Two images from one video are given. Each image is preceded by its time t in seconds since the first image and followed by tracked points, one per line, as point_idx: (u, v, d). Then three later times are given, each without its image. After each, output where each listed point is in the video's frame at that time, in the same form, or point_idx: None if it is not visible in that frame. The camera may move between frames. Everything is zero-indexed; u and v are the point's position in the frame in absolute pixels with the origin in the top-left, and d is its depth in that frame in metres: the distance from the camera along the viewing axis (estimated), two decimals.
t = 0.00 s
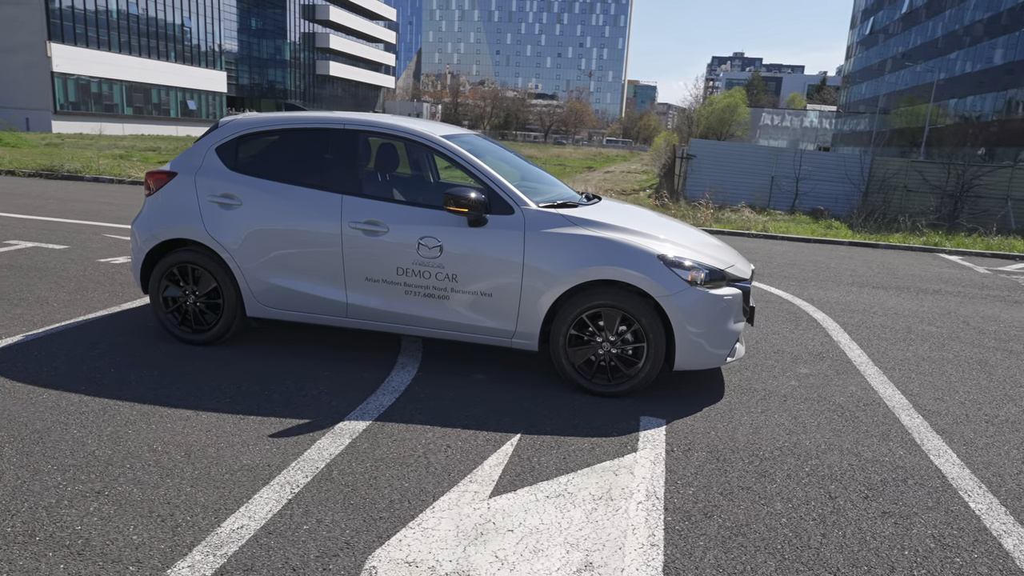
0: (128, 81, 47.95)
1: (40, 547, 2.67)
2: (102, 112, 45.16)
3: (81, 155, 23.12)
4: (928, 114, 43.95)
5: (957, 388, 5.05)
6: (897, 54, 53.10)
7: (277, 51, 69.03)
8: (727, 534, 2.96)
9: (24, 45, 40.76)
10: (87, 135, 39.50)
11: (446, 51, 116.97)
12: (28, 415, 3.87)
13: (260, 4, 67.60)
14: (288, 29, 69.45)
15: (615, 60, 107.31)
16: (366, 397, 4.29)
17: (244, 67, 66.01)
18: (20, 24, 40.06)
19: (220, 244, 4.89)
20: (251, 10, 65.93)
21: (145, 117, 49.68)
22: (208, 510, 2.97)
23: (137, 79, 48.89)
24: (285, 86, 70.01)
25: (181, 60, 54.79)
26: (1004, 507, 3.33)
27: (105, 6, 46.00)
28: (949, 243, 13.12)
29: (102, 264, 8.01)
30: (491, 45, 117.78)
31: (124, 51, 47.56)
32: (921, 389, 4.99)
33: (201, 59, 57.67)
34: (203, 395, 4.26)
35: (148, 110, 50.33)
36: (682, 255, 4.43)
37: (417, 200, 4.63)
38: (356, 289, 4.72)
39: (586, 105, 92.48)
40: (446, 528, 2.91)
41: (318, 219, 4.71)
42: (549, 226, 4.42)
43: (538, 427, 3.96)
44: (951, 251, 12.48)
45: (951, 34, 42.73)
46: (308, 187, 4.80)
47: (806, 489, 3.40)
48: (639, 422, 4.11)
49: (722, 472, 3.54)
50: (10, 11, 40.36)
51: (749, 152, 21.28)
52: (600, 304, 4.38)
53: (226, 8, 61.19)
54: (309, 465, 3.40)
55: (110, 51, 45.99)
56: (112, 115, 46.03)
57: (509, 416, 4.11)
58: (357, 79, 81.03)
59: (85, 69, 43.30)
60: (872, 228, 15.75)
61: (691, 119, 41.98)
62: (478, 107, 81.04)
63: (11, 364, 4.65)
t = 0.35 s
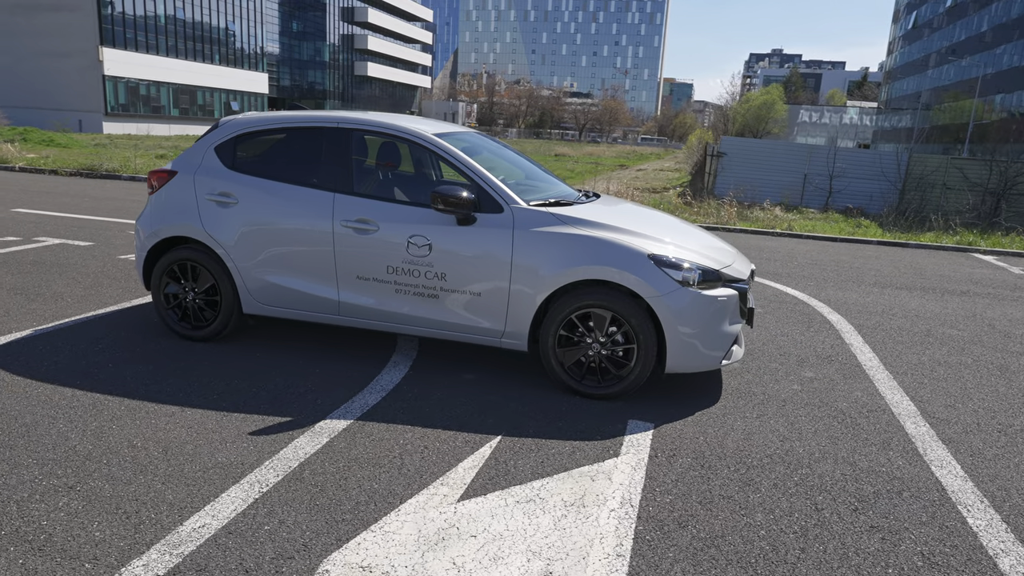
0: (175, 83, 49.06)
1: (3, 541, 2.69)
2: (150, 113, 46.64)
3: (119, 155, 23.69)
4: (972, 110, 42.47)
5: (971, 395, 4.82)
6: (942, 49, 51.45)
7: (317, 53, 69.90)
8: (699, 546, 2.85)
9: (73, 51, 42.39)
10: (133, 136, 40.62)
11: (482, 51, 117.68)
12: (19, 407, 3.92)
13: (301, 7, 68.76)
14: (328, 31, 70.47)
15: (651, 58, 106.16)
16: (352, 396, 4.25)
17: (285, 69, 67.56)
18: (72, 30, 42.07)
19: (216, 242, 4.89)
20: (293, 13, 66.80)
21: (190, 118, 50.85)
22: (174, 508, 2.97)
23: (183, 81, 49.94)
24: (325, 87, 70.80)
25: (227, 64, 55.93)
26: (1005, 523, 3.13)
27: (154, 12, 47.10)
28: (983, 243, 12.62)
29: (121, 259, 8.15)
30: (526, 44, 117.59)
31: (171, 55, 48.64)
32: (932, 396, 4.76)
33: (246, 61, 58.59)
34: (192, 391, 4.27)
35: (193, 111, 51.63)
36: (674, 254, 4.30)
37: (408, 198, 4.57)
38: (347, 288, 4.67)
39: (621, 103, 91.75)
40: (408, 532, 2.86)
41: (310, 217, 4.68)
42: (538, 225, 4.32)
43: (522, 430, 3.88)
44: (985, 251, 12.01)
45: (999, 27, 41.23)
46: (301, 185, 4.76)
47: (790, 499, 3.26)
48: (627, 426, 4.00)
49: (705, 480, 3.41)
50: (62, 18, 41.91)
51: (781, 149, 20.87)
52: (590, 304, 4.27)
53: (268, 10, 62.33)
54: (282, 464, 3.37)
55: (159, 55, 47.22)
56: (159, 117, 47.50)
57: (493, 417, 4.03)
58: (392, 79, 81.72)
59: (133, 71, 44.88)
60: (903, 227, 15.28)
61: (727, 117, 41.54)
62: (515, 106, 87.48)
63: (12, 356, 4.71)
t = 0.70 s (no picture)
0: (214, 92, 49.92)
1: None
2: (192, 121, 48.32)
3: (156, 162, 24.38)
4: None
5: (981, 400, 4.63)
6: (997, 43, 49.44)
7: (354, 60, 70.91)
8: (663, 549, 2.79)
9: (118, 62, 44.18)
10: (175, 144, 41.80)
11: (518, 54, 118.44)
12: (19, 406, 4.10)
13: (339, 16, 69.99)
14: (364, 38, 71.63)
15: (689, 58, 104.74)
16: (339, 396, 4.30)
17: (322, 76, 67.51)
18: (118, 43, 43.45)
19: (215, 245, 5.02)
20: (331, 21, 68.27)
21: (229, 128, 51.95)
22: (145, 504, 3.06)
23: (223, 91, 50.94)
24: (361, 93, 71.76)
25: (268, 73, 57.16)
26: (993, 534, 2.98)
27: (196, 23, 48.43)
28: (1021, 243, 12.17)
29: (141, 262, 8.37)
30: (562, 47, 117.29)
31: (210, 65, 49.49)
32: (938, 401, 4.58)
33: (285, 69, 60.00)
34: (184, 390, 4.38)
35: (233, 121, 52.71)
36: (663, 252, 4.22)
37: (397, 199, 4.61)
38: (339, 289, 4.74)
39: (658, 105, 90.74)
40: (370, 530, 2.86)
41: (303, 219, 4.76)
42: (524, 224, 4.31)
43: (501, 431, 3.86)
44: None
45: None
46: (296, 188, 4.85)
47: (768, 504, 3.17)
48: (610, 428, 3.94)
49: (682, 483, 3.34)
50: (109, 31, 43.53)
51: (819, 148, 20.29)
52: (576, 304, 4.22)
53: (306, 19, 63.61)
54: (258, 461, 3.44)
55: (199, 65, 48.59)
56: (201, 125, 49.00)
57: (475, 418, 4.03)
58: (427, 85, 82.44)
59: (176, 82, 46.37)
60: (938, 227, 14.80)
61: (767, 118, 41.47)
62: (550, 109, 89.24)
63: (21, 357, 4.93)
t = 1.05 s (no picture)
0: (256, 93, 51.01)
1: None
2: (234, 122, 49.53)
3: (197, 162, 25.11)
4: None
5: (994, 408, 4.40)
6: None
7: (392, 59, 71.61)
8: (626, 555, 2.74)
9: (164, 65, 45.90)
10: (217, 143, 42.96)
11: (556, 52, 118.22)
12: (24, 398, 4.25)
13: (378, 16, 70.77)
14: (402, 38, 72.38)
15: (731, 53, 102.62)
16: (329, 394, 4.35)
17: (361, 77, 68.77)
18: (164, 47, 45.48)
19: (217, 244, 5.14)
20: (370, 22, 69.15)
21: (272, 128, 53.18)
22: (125, 496, 3.12)
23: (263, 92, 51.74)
24: (398, 92, 72.53)
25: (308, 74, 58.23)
26: (981, 551, 2.84)
27: (238, 25, 49.59)
28: None
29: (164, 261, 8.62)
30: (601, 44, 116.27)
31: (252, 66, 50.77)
32: (948, 409, 4.38)
33: (324, 69, 60.88)
34: (182, 386, 4.49)
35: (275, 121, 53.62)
36: (653, 254, 4.15)
37: (390, 200, 4.64)
38: (335, 288, 4.81)
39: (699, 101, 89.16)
40: (335, 528, 2.88)
41: (300, 219, 4.84)
42: (513, 224, 4.29)
43: (484, 432, 3.86)
44: None
45: None
46: (294, 189, 4.94)
47: (744, 512, 3.09)
48: (595, 431, 3.90)
49: (659, 489, 3.28)
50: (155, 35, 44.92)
51: (861, 146, 19.58)
52: (564, 305, 4.19)
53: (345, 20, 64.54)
54: (239, 457, 3.49)
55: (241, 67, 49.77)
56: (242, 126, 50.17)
57: (460, 419, 4.04)
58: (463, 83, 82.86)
59: (219, 83, 47.60)
60: (980, 226, 14.19)
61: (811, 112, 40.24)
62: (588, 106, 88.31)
63: (36, 351, 5.12)
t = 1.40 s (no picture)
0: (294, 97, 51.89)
1: None
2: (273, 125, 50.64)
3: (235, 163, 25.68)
4: None
5: (1006, 416, 4.18)
6: None
7: (428, 62, 72.13)
8: (589, 560, 2.67)
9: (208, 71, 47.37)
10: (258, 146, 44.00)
11: (593, 52, 117.97)
12: (26, 390, 4.36)
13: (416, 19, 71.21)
14: (438, 41, 72.82)
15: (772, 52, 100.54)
16: (318, 392, 4.37)
17: (398, 80, 69.60)
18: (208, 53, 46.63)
19: (219, 241, 5.23)
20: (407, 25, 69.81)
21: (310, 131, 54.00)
22: (104, 486, 3.16)
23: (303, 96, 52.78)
24: (434, 95, 73.10)
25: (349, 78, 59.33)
26: (973, 567, 2.68)
27: (279, 30, 50.59)
28: None
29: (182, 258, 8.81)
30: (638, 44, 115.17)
31: (291, 70, 51.75)
32: (956, 416, 4.17)
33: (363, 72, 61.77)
34: (178, 381, 4.56)
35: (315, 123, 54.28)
36: (644, 253, 4.05)
37: (383, 197, 4.66)
38: (330, 286, 4.84)
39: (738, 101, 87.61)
40: (301, 524, 2.87)
41: (298, 218, 4.89)
42: (502, 222, 4.25)
43: (468, 432, 3.82)
44: None
45: None
46: (292, 187, 5.00)
47: (722, 518, 2.98)
48: (581, 432, 3.83)
49: (636, 493, 3.20)
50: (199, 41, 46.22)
51: (899, 145, 18.92)
52: (553, 305, 4.12)
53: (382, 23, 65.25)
54: (220, 452, 3.51)
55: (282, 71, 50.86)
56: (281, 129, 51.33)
57: (444, 418, 4.01)
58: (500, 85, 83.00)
59: (262, 88, 48.99)
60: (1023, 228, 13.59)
61: (855, 112, 39.19)
62: (625, 106, 89.52)
63: (46, 344, 5.26)
